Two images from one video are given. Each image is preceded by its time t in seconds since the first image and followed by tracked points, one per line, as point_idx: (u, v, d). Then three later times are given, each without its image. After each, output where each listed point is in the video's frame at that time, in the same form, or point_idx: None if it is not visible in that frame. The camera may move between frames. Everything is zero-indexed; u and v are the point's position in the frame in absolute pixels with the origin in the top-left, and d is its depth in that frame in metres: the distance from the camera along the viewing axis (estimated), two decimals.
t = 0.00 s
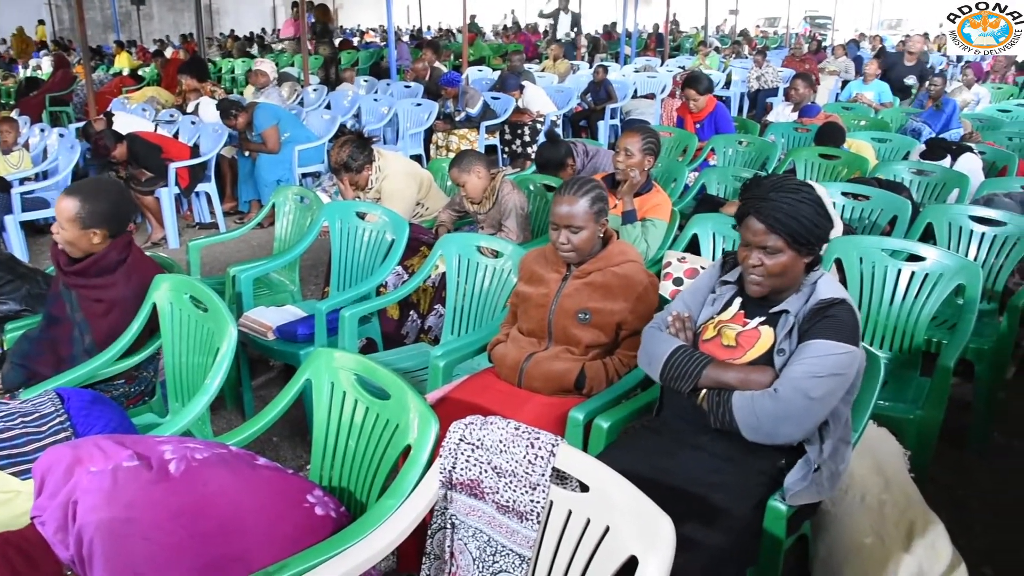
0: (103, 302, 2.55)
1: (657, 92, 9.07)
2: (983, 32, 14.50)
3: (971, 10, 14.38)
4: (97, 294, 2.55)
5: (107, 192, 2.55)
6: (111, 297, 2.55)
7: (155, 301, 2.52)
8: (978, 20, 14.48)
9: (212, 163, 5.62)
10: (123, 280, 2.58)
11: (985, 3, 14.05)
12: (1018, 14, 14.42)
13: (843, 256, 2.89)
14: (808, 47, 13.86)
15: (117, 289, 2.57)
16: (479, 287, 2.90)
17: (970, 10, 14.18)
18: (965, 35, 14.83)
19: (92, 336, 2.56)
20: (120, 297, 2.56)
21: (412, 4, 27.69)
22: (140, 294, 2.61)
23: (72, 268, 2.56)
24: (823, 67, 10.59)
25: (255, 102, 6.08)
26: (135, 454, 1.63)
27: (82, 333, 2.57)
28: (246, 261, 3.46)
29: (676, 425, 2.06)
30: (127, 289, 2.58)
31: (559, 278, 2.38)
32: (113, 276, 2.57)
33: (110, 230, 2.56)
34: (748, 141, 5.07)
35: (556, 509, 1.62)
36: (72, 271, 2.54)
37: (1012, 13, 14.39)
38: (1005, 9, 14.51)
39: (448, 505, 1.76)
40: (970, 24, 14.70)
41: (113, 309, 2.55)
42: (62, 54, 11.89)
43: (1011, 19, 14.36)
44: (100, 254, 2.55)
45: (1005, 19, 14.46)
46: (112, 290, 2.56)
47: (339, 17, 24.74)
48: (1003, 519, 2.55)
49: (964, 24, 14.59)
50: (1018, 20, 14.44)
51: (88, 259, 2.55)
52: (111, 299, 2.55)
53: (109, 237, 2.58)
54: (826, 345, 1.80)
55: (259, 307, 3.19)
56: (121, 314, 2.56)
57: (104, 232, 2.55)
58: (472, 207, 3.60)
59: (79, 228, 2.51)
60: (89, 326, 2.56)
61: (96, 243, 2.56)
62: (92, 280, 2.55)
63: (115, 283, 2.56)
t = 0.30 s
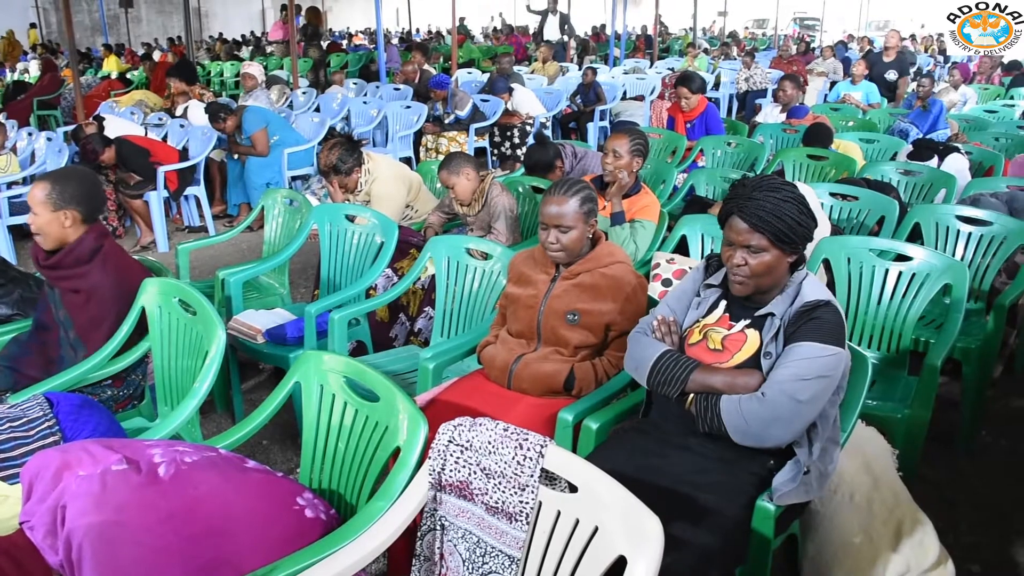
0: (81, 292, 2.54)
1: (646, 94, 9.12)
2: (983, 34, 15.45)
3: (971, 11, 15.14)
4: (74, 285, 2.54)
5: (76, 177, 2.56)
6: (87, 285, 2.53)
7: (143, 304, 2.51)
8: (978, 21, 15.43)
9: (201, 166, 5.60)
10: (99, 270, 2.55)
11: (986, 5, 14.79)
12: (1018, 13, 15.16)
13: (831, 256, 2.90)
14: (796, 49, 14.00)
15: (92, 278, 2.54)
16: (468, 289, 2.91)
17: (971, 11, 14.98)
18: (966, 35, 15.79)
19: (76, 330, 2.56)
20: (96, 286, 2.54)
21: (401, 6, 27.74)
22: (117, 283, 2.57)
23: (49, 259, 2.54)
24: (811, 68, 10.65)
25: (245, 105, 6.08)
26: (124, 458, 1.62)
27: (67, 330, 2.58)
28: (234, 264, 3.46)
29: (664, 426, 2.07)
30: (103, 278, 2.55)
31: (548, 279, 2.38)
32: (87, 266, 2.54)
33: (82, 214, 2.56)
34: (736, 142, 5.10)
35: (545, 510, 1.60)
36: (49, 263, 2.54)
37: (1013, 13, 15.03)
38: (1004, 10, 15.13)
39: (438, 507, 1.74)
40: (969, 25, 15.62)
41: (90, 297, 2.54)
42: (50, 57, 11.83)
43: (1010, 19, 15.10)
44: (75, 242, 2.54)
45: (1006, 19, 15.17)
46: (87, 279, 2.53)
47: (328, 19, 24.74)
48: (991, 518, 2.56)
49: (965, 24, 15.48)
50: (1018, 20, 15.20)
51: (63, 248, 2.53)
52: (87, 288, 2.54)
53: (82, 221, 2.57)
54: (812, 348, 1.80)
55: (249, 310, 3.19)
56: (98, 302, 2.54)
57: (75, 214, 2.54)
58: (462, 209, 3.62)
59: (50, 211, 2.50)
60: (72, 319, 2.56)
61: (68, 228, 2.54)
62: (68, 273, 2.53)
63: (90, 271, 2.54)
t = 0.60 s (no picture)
0: (58, 280, 2.56)
1: (635, 96, 9.16)
2: (983, 33, 16.12)
3: (973, 10, 16.00)
4: (50, 272, 2.55)
5: (52, 169, 2.65)
6: (63, 271, 2.55)
7: (130, 306, 2.50)
8: (978, 22, 16.18)
9: (189, 168, 5.59)
10: (74, 256, 2.56)
11: (985, 4, 15.51)
12: (1016, 13, 15.87)
13: (819, 257, 2.92)
14: (783, 51, 14.09)
15: (66, 264, 2.55)
16: (456, 290, 2.91)
17: (972, 10, 15.82)
18: (966, 35, 16.60)
19: (56, 319, 2.56)
20: (71, 272, 2.55)
21: (389, 7, 27.74)
22: (92, 269, 2.58)
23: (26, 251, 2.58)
24: (799, 70, 10.70)
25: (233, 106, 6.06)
26: (110, 460, 1.62)
27: (48, 322, 2.58)
28: (222, 266, 3.45)
29: (651, 426, 2.07)
30: (78, 264, 2.56)
31: (536, 281, 2.38)
32: (61, 253, 2.55)
33: (60, 203, 2.63)
34: (725, 143, 5.13)
35: (533, 511, 1.60)
36: (26, 254, 2.57)
37: (1011, 14, 15.76)
38: (1004, 10, 15.82)
39: (425, 509, 1.73)
40: (970, 26, 16.31)
41: (67, 283, 2.55)
42: (37, 58, 11.77)
43: (1010, 19, 15.80)
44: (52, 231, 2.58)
45: (1004, 19, 15.88)
46: (62, 265, 2.55)
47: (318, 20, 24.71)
48: (978, 518, 2.58)
49: (965, 24, 16.40)
50: (1016, 20, 15.90)
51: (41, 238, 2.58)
52: (63, 274, 2.55)
53: (60, 211, 2.63)
54: (802, 344, 1.81)
55: (236, 312, 3.18)
56: (75, 287, 2.55)
57: (54, 203, 2.61)
58: (450, 211, 3.62)
59: (28, 201, 2.58)
60: (52, 309, 2.57)
61: (47, 218, 2.61)
62: (43, 260, 2.55)
63: (64, 257, 2.55)
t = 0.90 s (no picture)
0: (27, 272, 2.55)
1: (621, 97, 9.20)
2: (983, 33, 16.85)
3: (972, 10, 16.71)
4: (18, 266, 2.55)
5: (29, 165, 2.70)
6: (31, 263, 2.54)
7: (111, 307, 2.47)
8: (978, 21, 16.79)
9: (172, 168, 5.56)
10: (41, 248, 2.55)
11: (986, 4, 16.40)
12: (1016, 14, 16.53)
13: (802, 257, 2.94)
14: (767, 53, 14.22)
15: (34, 256, 2.55)
16: (441, 291, 2.92)
17: (971, 10, 16.61)
18: (966, 34, 17.16)
19: (27, 313, 2.55)
20: (40, 264, 2.55)
21: (375, 7, 27.71)
22: (62, 261, 2.57)
23: None
24: (784, 71, 10.76)
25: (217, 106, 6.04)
26: (88, 462, 1.61)
27: (18, 317, 2.56)
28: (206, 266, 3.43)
29: (635, 427, 2.07)
30: (47, 255, 2.55)
31: (520, 281, 2.39)
32: (29, 246, 2.55)
33: (36, 198, 2.68)
34: (709, 145, 5.15)
35: (516, 512, 1.59)
36: None
37: (1012, 14, 16.47)
38: (1002, 10, 16.63)
39: (409, 510, 1.72)
40: (969, 26, 17.12)
41: (35, 275, 2.54)
42: (18, 57, 11.66)
43: (1009, 19, 16.58)
44: (24, 224, 2.59)
45: (1005, 19, 16.59)
46: (30, 257, 2.54)
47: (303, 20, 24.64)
48: (959, 517, 2.60)
49: (965, 24, 17.02)
50: (1016, 20, 16.63)
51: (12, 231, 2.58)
52: (31, 267, 2.55)
53: (36, 206, 2.68)
54: (778, 349, 1.82)
55: (220, 313, 3.16)
56: (43, 279, 2.54)
57: (29, 198, 2.66)
58: (433, 211, 3.61)
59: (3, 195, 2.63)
60: (21, 303, 2.56)
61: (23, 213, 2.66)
62: (12, 254, 2.54)
63: (32, 249, 2.54)
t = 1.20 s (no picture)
0: (13, 272, 2.54)
1: (610, 97, 9.22)
2: (983, 33, 17.06)
3: (972, 10, 16.99)
4: (4, 266, 2.54)
5: (22, 167, 2.72)
6: (16, 264, 2.53)
7: (98, 308, 2.46)
8: (978, 21, 17.01)
9: (161, 169, 5.54)
10: (27, 250, 2.55)
11: (986, 5, 16.65)
12: (1017, 15, 16.71)
13: (791, 257, 2.95)
14: (757, 53, 14.27)
15: (21, 257, 2.54)
16: (430, 291, 2.92)
17: (971, 10, 16.89)
18: (965, 35, 17.38)
19: (12, 314, 2.53)
20: (24, 264, 2.54)
21: (364, 8, 27.69)
22: (45, 262, 2.56)
23: None
24: (773, 72, 10.79)
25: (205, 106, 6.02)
26: (77, 463, 1.59)
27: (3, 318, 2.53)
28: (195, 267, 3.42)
29: (625, 427, 2.08)
30: (31, 255, 2.54)
31: (510, 281, 2.39)
32: (15, 247, 2.54)
33: (24, 201, 2.69)
34: (699, 146, 5.17)
35: (505, 512, 1.59)
36: None
37: (1012, 14, 16.66)
38: (1002, 10, 16.80)
39: (398, 510, 1.72)
40: (970, 26, 17.34)
41: (20, 276, 2.54)
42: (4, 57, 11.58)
43: (1009, 19, 16.72)
44: (9, 225, 2.59)
45: (1005, 19, 16.75)
46: (16, 258, 2.54)
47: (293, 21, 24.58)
48: (947, 515, 2.61)
49: (967, 24, 17.17)
50: (1016, 20, 16.78)
51: None
52: (16, 268, 2.54)
53: (24, 209, 2.69)
54: (774, 343, 1.82)
55: (209, 313, 3.15)
56: (28, 280, 2.53)
57: (18, 200, 2.67)
58: (423, 211, 3.61)
59: None
60: (6, 304, 2.54)
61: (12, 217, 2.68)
62: None
63: (18, 249, 2.54)
